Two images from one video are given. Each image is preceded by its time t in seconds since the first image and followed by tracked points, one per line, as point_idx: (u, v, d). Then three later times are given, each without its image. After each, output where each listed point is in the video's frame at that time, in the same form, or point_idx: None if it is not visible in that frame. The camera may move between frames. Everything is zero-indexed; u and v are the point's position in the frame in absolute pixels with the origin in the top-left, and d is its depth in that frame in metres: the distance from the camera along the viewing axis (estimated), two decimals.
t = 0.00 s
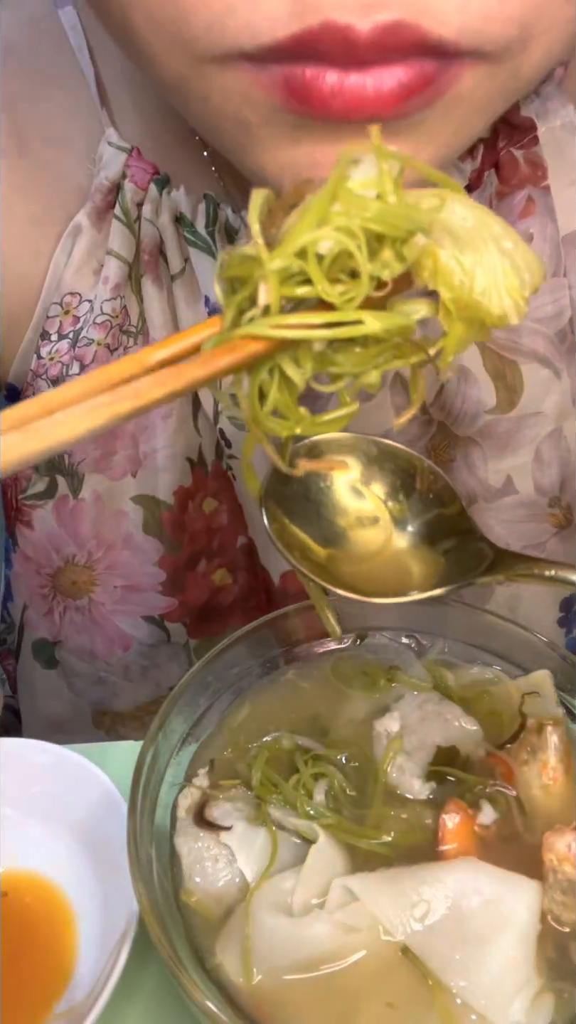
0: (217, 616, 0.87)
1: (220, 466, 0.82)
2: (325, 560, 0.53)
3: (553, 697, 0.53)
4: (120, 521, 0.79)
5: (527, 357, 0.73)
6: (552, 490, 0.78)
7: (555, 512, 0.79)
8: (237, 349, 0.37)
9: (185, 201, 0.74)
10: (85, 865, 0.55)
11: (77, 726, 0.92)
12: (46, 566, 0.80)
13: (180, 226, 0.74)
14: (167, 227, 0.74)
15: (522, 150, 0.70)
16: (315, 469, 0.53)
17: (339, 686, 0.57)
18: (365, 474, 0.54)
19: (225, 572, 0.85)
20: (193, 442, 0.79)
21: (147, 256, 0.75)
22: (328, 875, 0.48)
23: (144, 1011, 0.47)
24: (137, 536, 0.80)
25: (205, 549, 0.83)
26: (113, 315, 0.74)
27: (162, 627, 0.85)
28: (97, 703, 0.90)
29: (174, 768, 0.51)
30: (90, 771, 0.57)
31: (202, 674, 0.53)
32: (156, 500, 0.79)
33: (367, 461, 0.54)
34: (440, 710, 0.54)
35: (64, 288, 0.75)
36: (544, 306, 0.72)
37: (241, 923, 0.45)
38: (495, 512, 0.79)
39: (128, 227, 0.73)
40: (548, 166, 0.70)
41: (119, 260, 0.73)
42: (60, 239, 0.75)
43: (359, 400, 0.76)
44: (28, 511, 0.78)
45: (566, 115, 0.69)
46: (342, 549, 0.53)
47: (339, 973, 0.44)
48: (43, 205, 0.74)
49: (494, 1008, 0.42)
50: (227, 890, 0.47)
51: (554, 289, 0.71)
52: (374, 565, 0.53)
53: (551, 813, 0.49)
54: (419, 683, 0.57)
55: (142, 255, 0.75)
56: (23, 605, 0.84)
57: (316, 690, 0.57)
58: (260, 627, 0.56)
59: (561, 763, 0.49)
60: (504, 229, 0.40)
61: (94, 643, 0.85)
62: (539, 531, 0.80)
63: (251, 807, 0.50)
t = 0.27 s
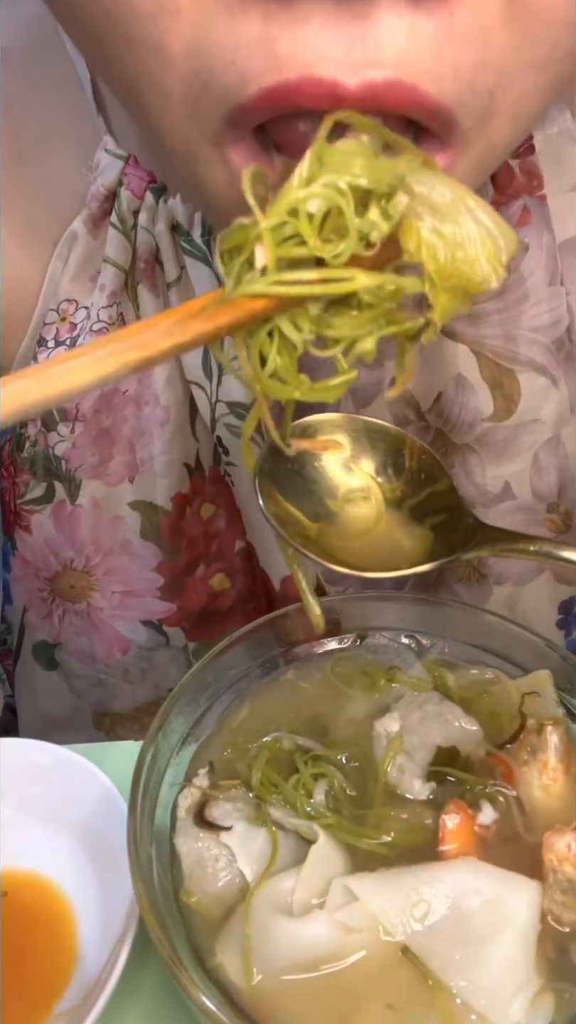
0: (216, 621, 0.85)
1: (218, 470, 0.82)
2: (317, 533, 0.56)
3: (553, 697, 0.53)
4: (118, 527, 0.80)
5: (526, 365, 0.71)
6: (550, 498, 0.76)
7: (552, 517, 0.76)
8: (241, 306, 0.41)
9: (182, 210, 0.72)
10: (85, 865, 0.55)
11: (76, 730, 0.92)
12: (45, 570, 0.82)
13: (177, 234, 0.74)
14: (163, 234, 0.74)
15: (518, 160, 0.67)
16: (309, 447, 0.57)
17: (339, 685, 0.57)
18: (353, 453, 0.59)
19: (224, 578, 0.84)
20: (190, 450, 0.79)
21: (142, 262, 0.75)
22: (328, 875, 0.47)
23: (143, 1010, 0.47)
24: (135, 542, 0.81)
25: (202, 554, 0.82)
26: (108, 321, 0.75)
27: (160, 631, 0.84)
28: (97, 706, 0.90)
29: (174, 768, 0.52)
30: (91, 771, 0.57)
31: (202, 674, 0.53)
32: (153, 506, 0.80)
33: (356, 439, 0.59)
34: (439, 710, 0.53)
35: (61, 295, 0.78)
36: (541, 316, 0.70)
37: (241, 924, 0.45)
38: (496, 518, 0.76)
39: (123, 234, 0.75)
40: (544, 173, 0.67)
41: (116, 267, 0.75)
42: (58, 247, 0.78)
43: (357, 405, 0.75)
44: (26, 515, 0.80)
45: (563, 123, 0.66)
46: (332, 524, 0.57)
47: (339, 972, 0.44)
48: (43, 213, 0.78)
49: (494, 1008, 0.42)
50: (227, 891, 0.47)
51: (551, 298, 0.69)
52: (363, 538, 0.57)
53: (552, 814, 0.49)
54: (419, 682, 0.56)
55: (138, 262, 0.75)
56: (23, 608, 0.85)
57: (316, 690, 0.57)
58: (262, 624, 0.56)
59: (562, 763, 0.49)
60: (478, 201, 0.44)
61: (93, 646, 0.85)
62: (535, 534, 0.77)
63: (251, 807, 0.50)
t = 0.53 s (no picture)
0: (216, 627, 0.85)
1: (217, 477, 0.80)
2: (315, 512, 0.63)
3: (553, 698, 0.53)
4: (117, 534, 0.80)
5: (527, 375, 0.71)
6: (551, 504, 0.76)
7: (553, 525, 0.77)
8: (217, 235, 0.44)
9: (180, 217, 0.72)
10: (85, 864, 0.55)
11: (76, 733, 0.92)
12: (45, 576, 0.82)
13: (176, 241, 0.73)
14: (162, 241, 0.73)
15: (520, 168, 0.66)
16: (307, 433, 0.63)
17: (339, 686, 0.57)
18: (349, 432, 0.63)
19: (224, 585, 0.83)
20: (189, 456, 0.79)
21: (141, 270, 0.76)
22: (329, 876, 0.47)
23: (144, 1012, 0.47)
24: (134, 548, 0.80)
25: (202, 561, 0.81)
26: (108, 330, 0.78)
27: (160, 638, 0.84)
28: (97, 710, 0.90)
29: (174, 768, 0.52)
30: (91, 771, 0.57)
31: (202, 674, 0.54)
32: (152, 513, 0.79)
33: (350, 419, 0.63)
34: (439, 710, 0.53)
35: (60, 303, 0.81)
36: (543, 324, 0.70)
37: (241, 923, 0.45)
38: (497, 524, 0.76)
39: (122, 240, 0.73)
40: (545, 181, 0.67)
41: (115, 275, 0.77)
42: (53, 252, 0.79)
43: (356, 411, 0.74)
44: (25, 522, 0.81)
45: (565, 129, 0.66)
46: (328, 504, 0.63)
47: (340, 972, 0.44)
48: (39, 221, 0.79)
49: (494, 1008, 0.42)
50: (227, 891, 0.47)
51: (553, 307, 0.69)
52: (358, 516, 0.62)
53: (552, 814, 0.49)
54: (418, 682, 0.56)
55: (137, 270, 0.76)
56: (23, 614, 0.86)
57: (316, 691, 0.57)
58: (262, 627, 0.56)
59: (562, 763, 0.50)
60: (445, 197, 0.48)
61: (92, 651, 0.85)
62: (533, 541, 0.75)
63: (251, 807, 0.50)
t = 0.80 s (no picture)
0: (216, 627, 0.85)
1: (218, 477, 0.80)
2: (310, 510, 0.63)
3: (553, 698, 0.53)
4: (117, 535, 0.80)
5: (529, 376, 0.71)
6: (553, 506, 0.75)
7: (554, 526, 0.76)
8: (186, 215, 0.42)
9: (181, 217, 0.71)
10: (86, 863, 0.55)
11: (76, 733, 0.92)
12: (45, 577, 0.82)
13: (176, 244, 0.72)
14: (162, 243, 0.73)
15: (522, 168, 0.67)
16: (303, 432, 0.63)
17: (339, 686, 0.57)
18: (345, 432, 0.63)
19: (224, 586, 0.83)
20: (189, 456, 0.79)
21: (141, 270, 0.75)
22: (329, 876, 0.47)
23: (144, 1011, 0.47)
24: (134, 549, 0.80)
25: (202, 562, 0.81)
26: (107, 329, 0.78)
27: (160, 640, 0.84)
28: (97, 711, 0.90)
29: (174, 768, 0.52)
30: (91, 770, 0.57)
31: (203, 674, 0.54)
32: (152, 514, 0.79)
33: (346, 417, 0.63)
34: (439, 710, 0.53)
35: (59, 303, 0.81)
36: (545, 325, 0.70)
37: (241, 923, 0.45)
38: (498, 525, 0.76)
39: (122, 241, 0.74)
40: (547, 182, 0.68)
41: (114, 275, 0.76)
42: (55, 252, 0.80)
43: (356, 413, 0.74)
44: (25, 523, 0.82)
45: (567, 128, 0.66)
46: (324, 502, 0.62)
47: (340, 972, 0.44)
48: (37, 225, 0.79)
49: (494, 1008, 0.42)
50: (226, 890, 0.47)
51: (555, 308, 0.69)
52: (354, 515, 0.62)
53: (552, 814, 0.49)
54: (418, 682, 0.56)
55: (137, 270, 0.75)
56: (23, 615, 0.86)
57: (316, 691, 0.57)
58: (262, 627, 0.56)
59: (562, 763, 0.50)
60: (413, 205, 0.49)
61: (93, 652, 0.85)
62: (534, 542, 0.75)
63: (251, 806, 0.50)
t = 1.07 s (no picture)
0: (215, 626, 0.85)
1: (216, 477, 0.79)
2: (307, 531, 0.63)
3: (553, 697, 0.53)
4: (115, 534, 0.80)
5: (532, 371, 0.71)
6: (553, 504, 0.75)
7: (555, 524, 0.76)
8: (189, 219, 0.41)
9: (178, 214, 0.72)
10: (85, 865, 0.55)
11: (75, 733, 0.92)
12: (42, 576, 0.82)
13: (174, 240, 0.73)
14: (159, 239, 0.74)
15: (521, 163, 0.66)
16: (300, 452, 0.64)
17: (339, 686, 0.57)
18: (343, 451, 0.63)
19: (222, 585, 0.83)
20: (187, 455, 0.78)
21: (139, 268, 0.76)
22: (329, 876, 0.48)
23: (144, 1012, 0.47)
24: (132, 548, 0.80)
25: (200, 561, 0.81)
26: (104, 327, 0.78)
27: (158, 640, 0.84)
28: (95, 711, 0.90)
29: (174, 768, 0.52)
30: (91, 771, 0.57)
31: (203, 673, 0.54)
32: (150, 513, 0.79)
33: (344, 439, 0.64)
34: (439, 710, 0.53)
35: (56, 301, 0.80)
36: (546, 321, 0.69)
37: (241, 923, 0.45)
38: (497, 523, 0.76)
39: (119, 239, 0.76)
40: (547, 176, 0.67)
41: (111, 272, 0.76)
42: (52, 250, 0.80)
43: (357, 409, 0.74)
44: (22, 522, 0.81)
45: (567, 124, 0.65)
46: (322, 521, 0.62)
47: (341, 972, 0.44)
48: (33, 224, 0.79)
49: (494, 1008, 0.42)
50: (226, 889, 0.47)
51: (556, 303, 0.69)
52: (353, 536, 0.62)
53: (552, 814, 0.49)
54: (418, 682, 0.56)
55: (134, 268, 0.76)
56: (20, 616, 0.86)
57: (315, 690, 0.57)
58: (261, 627, 0.56)
59: (561, 762, 0.50)
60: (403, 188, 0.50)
61: (90, 653, 0.85)
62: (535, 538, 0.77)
63: (251, 807, 0.50)
